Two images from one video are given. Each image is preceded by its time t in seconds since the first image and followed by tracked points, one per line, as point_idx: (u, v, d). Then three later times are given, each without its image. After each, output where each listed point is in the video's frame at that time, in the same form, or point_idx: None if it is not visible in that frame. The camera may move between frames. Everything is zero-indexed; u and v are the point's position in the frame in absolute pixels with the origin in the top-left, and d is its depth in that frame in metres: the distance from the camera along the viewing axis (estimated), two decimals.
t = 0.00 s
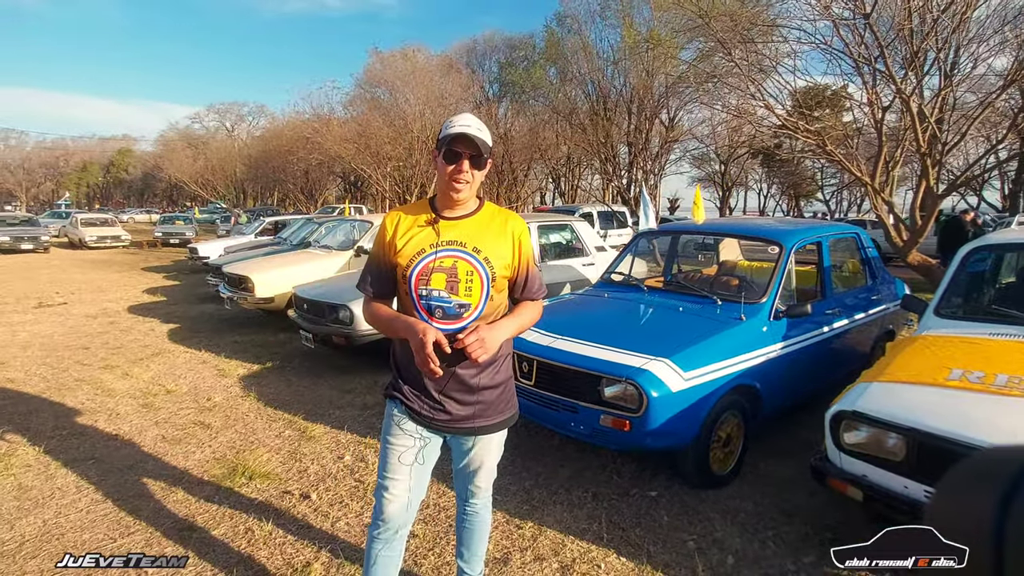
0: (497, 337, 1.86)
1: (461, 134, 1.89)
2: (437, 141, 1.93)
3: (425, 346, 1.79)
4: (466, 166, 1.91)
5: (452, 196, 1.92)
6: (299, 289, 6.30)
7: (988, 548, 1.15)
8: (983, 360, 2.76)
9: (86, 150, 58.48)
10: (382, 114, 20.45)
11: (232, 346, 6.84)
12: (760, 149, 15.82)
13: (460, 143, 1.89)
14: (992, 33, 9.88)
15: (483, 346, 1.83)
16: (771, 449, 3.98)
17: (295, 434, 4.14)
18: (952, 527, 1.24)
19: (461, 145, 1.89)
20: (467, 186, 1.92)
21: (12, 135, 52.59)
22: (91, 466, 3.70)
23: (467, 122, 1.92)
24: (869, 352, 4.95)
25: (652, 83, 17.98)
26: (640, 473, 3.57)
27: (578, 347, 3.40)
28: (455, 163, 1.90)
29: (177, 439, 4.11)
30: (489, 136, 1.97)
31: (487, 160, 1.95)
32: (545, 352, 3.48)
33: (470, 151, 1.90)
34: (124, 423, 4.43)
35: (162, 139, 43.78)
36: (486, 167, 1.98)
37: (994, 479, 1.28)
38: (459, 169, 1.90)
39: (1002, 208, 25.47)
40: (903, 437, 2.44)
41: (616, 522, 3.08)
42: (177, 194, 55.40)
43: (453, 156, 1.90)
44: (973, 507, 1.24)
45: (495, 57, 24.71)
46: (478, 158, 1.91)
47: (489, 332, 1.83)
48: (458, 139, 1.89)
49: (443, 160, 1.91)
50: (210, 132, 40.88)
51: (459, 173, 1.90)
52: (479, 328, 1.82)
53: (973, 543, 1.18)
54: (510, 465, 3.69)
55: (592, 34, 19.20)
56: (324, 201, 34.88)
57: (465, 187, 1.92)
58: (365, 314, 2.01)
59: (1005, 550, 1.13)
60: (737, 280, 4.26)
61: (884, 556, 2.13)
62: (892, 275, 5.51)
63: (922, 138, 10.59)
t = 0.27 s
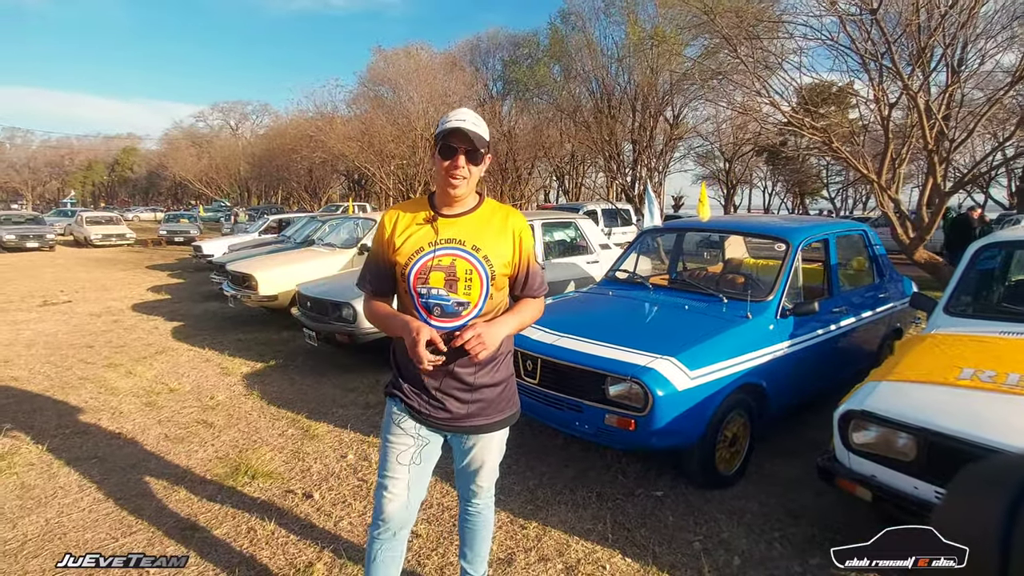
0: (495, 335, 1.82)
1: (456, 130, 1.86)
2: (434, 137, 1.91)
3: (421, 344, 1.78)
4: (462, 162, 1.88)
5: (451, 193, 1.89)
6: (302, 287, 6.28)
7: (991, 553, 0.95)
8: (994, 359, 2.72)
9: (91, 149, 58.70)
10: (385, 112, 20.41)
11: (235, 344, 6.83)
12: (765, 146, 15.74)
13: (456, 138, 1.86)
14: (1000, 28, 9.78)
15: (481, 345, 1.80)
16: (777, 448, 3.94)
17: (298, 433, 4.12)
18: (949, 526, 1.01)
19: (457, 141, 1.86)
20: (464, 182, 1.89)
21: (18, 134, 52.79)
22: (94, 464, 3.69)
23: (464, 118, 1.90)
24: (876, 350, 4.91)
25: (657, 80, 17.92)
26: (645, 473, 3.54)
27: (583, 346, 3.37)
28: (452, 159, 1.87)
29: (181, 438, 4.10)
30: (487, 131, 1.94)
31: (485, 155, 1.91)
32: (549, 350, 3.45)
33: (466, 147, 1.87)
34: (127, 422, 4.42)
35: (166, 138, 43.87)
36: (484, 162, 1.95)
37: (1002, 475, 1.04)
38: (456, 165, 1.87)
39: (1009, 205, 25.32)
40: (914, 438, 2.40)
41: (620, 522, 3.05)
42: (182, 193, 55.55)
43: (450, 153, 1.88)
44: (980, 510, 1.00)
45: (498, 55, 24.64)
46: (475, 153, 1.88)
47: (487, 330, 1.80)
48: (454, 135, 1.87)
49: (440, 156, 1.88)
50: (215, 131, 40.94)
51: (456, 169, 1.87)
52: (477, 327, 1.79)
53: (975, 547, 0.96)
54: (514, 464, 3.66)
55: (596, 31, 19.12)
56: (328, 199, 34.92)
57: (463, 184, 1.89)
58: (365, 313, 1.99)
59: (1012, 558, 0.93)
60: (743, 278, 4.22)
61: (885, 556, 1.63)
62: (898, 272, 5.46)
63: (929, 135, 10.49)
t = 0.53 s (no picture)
0: (494, 337, 1.78)
1: (447, 127, 1.82)
2: (426, 135, 1.87)
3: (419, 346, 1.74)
4: (455, 159, 1.84)
5: (447, 193, 1.86)
6: (303, 286, 6.24)
7: (991, 551, 1.11)
8: (1005, 360, 2.66)
9: (94, 148, 58.87)
10: (387, 110, 20.36)
11: (236, 344, 6.80)
12: (769, 145, 15.67)
13: (447, 136, 1.82)
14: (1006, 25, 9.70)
15: (479, 347, 1.75)
16: (782, 450, 3.90)
17: (298, 434, 4.09)
18: (953, 527, 1.18)
19: (448, 138, 1.82)
20: (458, 180, 1.85)
21: (22, 133, 52.93)
22: (92, 466, 3.66)
23: (456, 115, 1.86)
24: (882, 349, 4.86)
25: (660, 78, 17.87)
26: (648, 476, 3.50)
27: (585, 346, 3.33)
28: (445, 157, 1.83)
29: (180, 438, 4.07)
30: (481, 127, 1.90)
31: (479, 151, 1.87)
32: (550, 351, 3.40)
33: (458, 144, 1.82)
34: (126, 423, 4.39)
35: (169, 137, 43.93)
36: (479, 159, 1.90)
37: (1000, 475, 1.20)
38: (449, 163, 1.83)
39: (1014, 203, 25.20)
40: (923, 441, 2.35)
41: (624, 526, 3.01)
42: (185, 192, 55.66)
43: (443, 150, 1.83)
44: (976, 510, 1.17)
45: (500, 53, 24.59)
46: (468, 149, 1.83)
47: (485, 331, 1.76)
48: (445, 132, 1.82)
49: (433, 155, 1.84)
50: (217, 129, 40.98)
51: (450, 167, 1.84)
52: (475, 328, 1.75)
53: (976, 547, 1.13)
54: (516, 466, 3.62)
55: (598, 29, 19.06)
56: (331, 198, 34.91)
57: (457, 182, 1.85)
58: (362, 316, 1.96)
59: (1010, 557, 1.08)
60: (747, 278, 4.17)
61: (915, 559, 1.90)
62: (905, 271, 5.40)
63: (934, 133, 10.42)
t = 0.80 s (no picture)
0: (493, 341, 1.71)
1: (442, 123, 1.75)
2: (421, 132, 1.80)
3: (416, 353, 1.69)
4: (451, 156, 1.77)
5: (444, 193, 1.79)
6: (302, 286, 6.18)
7: (992, 553, 0.97)
8: (1018, 364, 2.59)
9: (97, 147, 58.95)
10: (389, 109, 20.29)
11: (235, 344, 6.75)
12: (772, 143, 15.61)
13: (442, 132, 1.75)
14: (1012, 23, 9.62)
15: (477, 352, 1.69)
16: (788, 454, 3.83)
17: (296, 437, 4.04)
18: (948, 526, 1.03)
19: (443, 134, 1.75)
20: (455, 178, 1.78)
21: (25, 131, 53.01)
22: (87, 469, 3.61)
23: (452, 109, 1.79)
24: (889, 351, 4.79)
25: (662, 76, 17.81)
26: (652, 481, 3.44)
27: (587, 349, 3.26)
28: (440, 154, 1.77)
29: (176, 441, 4.01)
30: (478, 124, 1.84)
31: (476, 148, 1.81)
32: (551, 353, 3.34)
33: (453, 141, 1.75)
34: (123, 424, 4.34)
35: (171, 135, 43.95)
36: (475, 156, 1.83)
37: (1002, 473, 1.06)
38: (445, 161, 1.77)
39: (1018, 202, 25.09)
40: (936, 448, 2.29)
41: (627, 533, 2.95)
42: (187, 191, 55.72)
43: (438, 147, 1.77)
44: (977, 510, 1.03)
45: (502, 51, 24.52)
46: (464, 146, 1.77)
47: (485, 335, 1.70)
48: (440, 127, 1.76)
49: (428, 152, 1.78)
50: (219, 128, 41.00)
51: (446, 165, 1.77)
52: (473, 333, 1.69)
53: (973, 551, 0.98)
54: (517, 470, 3.56)
55: (600, 27, 18.99)
56: (332, 197, 34.88)
57: (453, 180, 1.78)
58: (359, 320, 1.90)
59: (1011, 557, 0.94)
60: (752, 278, 4.10)
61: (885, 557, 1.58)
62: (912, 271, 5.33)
63: (939, 131, 10.34)
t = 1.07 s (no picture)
0: (492, 347, 1.64)
1: (441, 121, 1.69)
2: (419, 130, 1.74)
3: (410, 360, 1.61)
4: (450, 156, 1.70)
5: (441, 194, 1.72)
6: (300, 286, 6.11)
7: (991, 550, 1.05)
8: None
9: (98, 145, 58.93)
10: (389, 107, 20.21)
11: (233, 344, 6.69)
12: (774, 142, 15.53)
13: (441, 130, 1.69)
14: (1017, 21, 9.54)
15: (475, 358, 1.61)
16: (792, 459, 3.77)
17: (292, 440, 3.97)
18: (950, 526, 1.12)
19: (442, 133, 1.69)
20: (453, 178, 1.71)
21: (26, 130, 52.99)
22: (79, 473, 3.55)
23: (451, 107, 1.72)
24: (895, 353, 4.72)
25: (664, 74, 17.73)
26: (654, 487, 3.37)
27: (589, 352, 3.19)
28: (437, 153, 1.69)
29: (171, 445, 3.95)
30: (478, 122, 1.77)
31: (475, 147, 1.74)
32: (552, 357, 3.27)
33: (453, 139, 1.69)
34: (117, 427, 4.28)
35: (172, 134, 43.91)
36: (475, 157, 1.77)
37: (1001, 472, 1.16)
38: (444, 160, 1.69)
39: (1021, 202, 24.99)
40: (948, 457, 2.21)
41: (629, 541, 2.88)
42: (188, 190, 55.68)
43: (437, 147, 1.70)
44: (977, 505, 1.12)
45: (503, 49, 24.41)
46: (464, 145, 1.70)
47: (483, 341, 1.62)
48: (439, 126, 1.69)
49: (424, 151, 1.71)
50: (220, 126, 40.96)
51: (445, 165, 1.70)
52: (471, 338, 1.61)
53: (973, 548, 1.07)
54: (517, 476, 3.50)
55: (602, 25, 18.89)
56: (333, 195, 34.80)
57: (451, 180, 1.71)
58: (353, 325, 1.83)
59: (1011, 554, 1.02)
60: (756, 279, 4.03)
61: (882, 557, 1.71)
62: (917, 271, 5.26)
63: (944, 129, 10.25)
